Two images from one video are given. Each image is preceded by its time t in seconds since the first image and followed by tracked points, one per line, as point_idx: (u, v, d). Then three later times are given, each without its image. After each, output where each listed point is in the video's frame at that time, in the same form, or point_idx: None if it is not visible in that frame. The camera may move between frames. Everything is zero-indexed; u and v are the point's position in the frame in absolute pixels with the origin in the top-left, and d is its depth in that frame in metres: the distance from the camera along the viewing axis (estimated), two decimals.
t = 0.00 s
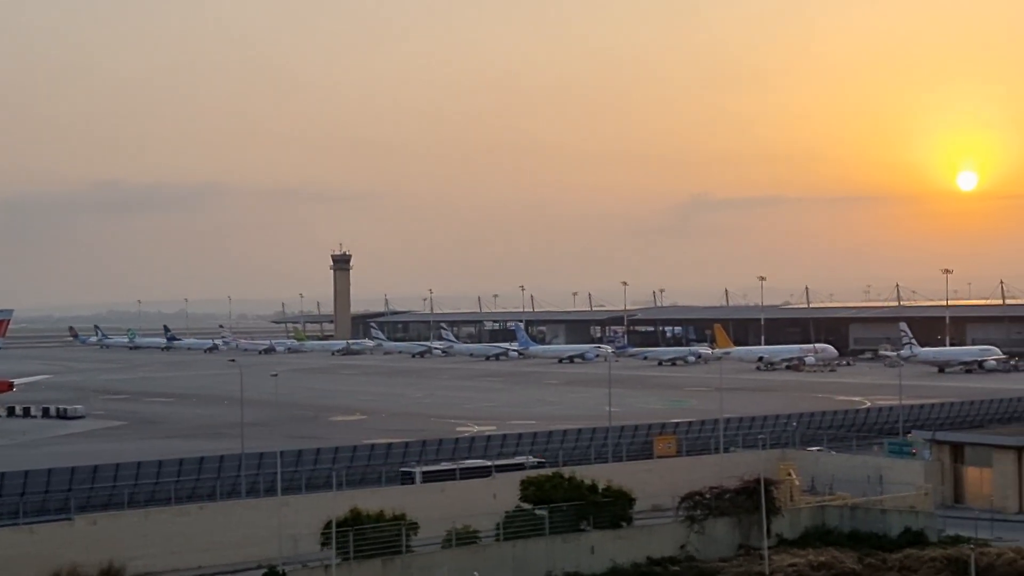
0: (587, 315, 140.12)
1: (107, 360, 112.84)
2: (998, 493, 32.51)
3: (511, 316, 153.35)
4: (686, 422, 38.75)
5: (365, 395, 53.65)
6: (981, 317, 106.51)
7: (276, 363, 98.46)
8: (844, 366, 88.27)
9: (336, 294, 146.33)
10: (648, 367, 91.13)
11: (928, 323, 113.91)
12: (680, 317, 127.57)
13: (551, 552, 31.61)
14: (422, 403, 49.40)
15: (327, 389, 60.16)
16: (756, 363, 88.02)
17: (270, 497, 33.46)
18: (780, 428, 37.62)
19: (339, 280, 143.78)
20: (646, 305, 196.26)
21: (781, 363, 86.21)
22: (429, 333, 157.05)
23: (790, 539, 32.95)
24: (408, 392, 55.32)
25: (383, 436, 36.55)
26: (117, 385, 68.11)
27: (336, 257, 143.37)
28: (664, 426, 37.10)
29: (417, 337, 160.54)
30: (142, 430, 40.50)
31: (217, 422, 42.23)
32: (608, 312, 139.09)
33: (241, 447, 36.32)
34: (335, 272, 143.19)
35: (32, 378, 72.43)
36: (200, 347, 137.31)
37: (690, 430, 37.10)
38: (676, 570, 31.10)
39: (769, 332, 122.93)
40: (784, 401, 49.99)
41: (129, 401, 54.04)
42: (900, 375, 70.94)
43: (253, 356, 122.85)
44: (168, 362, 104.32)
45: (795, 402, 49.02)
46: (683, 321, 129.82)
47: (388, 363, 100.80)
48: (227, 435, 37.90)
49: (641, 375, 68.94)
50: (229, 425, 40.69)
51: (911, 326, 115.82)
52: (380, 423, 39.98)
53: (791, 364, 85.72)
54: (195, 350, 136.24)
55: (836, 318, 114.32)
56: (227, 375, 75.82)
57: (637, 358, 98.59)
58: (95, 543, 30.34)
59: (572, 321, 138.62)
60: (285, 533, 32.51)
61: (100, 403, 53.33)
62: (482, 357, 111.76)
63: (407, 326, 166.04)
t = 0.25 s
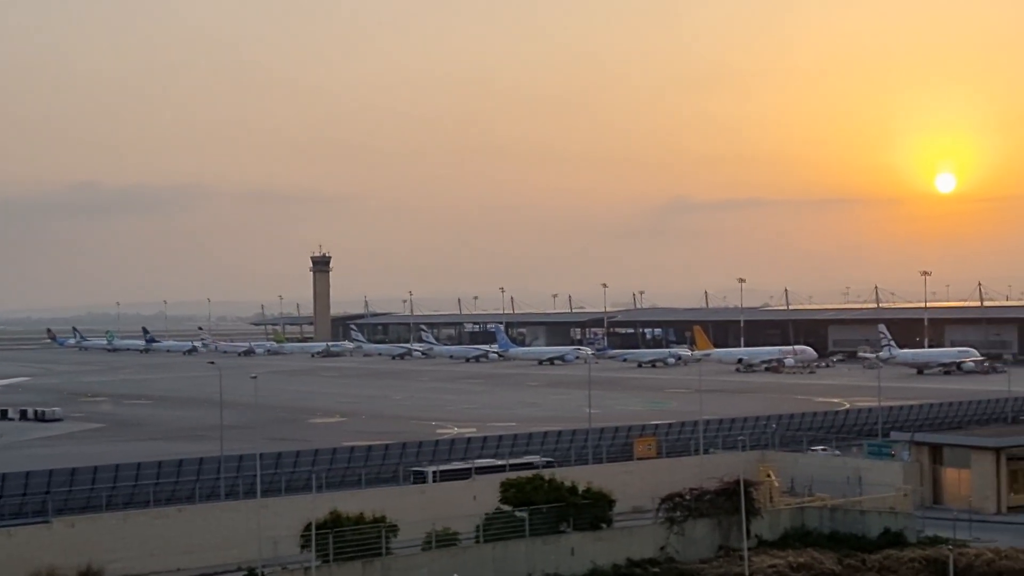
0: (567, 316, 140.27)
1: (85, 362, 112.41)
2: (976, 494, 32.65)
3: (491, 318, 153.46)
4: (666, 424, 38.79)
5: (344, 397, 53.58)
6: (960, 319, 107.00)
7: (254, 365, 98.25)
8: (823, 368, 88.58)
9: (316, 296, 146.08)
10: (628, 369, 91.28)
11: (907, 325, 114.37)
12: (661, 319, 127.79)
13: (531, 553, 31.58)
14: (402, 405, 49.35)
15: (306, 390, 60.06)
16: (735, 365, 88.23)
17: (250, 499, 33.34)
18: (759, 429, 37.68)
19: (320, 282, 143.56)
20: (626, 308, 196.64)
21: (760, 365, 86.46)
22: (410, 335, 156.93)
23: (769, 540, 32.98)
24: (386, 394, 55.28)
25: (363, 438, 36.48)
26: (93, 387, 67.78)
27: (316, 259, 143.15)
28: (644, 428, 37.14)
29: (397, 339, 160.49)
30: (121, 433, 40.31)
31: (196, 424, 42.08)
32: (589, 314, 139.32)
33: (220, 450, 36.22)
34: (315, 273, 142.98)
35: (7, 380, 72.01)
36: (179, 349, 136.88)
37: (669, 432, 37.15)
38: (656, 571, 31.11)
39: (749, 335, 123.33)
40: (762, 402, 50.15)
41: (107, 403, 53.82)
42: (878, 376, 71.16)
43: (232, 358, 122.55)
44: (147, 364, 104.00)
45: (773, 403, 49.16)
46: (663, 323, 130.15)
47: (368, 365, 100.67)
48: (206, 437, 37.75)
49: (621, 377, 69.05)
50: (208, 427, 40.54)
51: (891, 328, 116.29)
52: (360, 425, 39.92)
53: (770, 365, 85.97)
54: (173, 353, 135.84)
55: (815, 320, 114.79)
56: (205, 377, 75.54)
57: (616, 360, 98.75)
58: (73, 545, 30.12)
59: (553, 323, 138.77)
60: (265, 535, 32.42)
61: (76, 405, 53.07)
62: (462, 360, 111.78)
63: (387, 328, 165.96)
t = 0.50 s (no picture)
0: (547, 318, 140.37)
1: (63, 364, 111.90)
2: (954, 496, 32.79)
3: (471, 320, 153.51)
4: (646, 426, 38.85)
5: (324, 399, 53.52)
6: (938, 321, 107.44)
7: (231, 368, 97.99)
8: (802, 370, 88.87)
9: (295, 298, 145.75)
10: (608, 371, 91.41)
11: (886, 327, 114.83)
12: (641, 321, 128.02)
13: (511, 556, 31.55)
14: (381, 407, 49.28)
15: (284, 393, 59.90)
16: (715, 367, 88.45)
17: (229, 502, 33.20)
18: (739, 432, 37.77)
19: (300, 284, 143.37)
20: (606, 310, 197.06)
21: (739, 367, 86.70)
22: (390, 337, 156.83)
23: (749, 542, 33.00)
24: (365, 396, 55.18)
25: (342, 441, 36.40)
26: (70, 390, 67.42)
27: (295, 261, 142.83)
28: (623, 431, 37.19)
29: (377, 341, 160.34)
30: (99, 436, 40.10)
31: (175, 427, 41.91)
32: (569, 316, 139.49)
33: (199, 453, 36.14)
34: (295, 275, 142.66)
35: None
36: (158, 352, 136.37)
37: (649, 434, 37.20)
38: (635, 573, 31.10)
39: (728, 337, 123.74)
40: (741, 404, 50.29)
41: (84, 406, 53.55)
42: (855, 379, 71.44)
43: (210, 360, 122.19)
44: (125, 367, 103.62)
45: (752, 406, 49.30)
46: (643, 326, 130.44)
47: (347, 368, 100.48)
48: (185, 441, 37.60)
49: (601, 379, 69.17)
50: (187, 431, 40.38)
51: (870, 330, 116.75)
52: (340, 428, 39.84)
53: (750, 367, 86.22)
54: (152, 355, 135.33)
55: (794, 322, 115.24)
56: (183, 380, 75.24)
57: (596, 362, 98.89)
58: (51, 549, 29.84)
59: (533, 326, 138.88)
60: (244, 539, 32.26)
61: (52, 408, 52.78)
62: (442, 362, 111.74)
63: (367, 330, 165.84)
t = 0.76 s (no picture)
0: (526, 320, 140.51)
1: (40, 366, 111.40)
2: (932, 497, 32.93)
3: (450, 322, 153.59)
4: (625, 428, 38.90)
5: (303, 401, 53.48)
6: (917, 323, 108.05)
7: (209, 369, 97.69)
8: (781, 371, 89.21)
9: (274, 300, 145.45)
10: (587, 373, 91.56)
11: (865, 329, 115.41)
12: (621, 323, 128.34)
13: (490, 558, 31.53)
14: (360, 409, 49.24)
15: (263, 394, 59.77)
16: (694, 369, 88.73)
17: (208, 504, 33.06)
18: (718, 434, 37.86)
19: (279, 286, 143.19)
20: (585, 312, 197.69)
21: (719, 369, 86.97)
22: (369, 339, 156.83)
23: (728, 544, 33.03)
24: (344, 398, 55.11)
25: (322, 443, 36.34)
26: (47, 392, 67.07)
27: (275, 262, 142.51)
28: (603, 432, 37.24)
29: (356, 343, 160.20)
30: (78, 438, 39.90)
31: (154, 429, 41.75)
32: (549, 318, 139.69)
33: (177, 454, 36.03)
34: (274, 277, 142.35)
35: None
36: (136, 353, 135.83)
37: (628, 436, 37.26)
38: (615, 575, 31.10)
39: (707, 339, 124.15)
40: (719, 405, 50.45)
41: (61, 407, 53.29)
42: (832, 380, 71.80)
43: (189, 362, 121.76)
44: (103, 368, 103.16)
45: (730, 407, 49.46)
46: (622, 327, 130.75)
47: (326, 369, 100.31)
48: (164, 442, 37.43)
49: (580, 380, 69.30)
50: (166, 433, 40.25)
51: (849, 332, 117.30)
52: (319, 430, 39.79)
53: (729, 369, 86.48)
54: (130, 357, 134.79)
55: (773, 324, 115.73)
56: (160, 381, 74.95)
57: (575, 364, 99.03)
58: (28, 551, 29.53)
59: (512, 327, 139.05)
60: (223, 541, 32.15)
61: (28, 410, 52.49)
62: (422, 364, 111.73)
63: (346, 331, 165.70)
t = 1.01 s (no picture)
0: (510, 322, 140.75)
1: (23, 369, 111.06)
2: (915, 498, 33.00)
3: (434, 324, 153.73)
4: (610, 430, 38.95)
5: (286, 404, 53.43)
6: (900, 325, 108.45)
7: (191, 371, 97.50)
8: (764, 373, 89.48)
9: (258, 302, 145.28)
10: (571, 375, 91.72)
11: (849, 331, 115.78)
12: (605, 325, 128.56)
13: (474, 560, 31.50)
14: (344, 412, 49.23)
15: (246, 397, 59.71)
16: (678, 371, 88.90)
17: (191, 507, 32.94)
18: (701, 435, 37.92)
19: (263, 288, 143.04)
20: (568, 313, 198.10)
21: (702, 371, 87.22)
22: (353, 341, 156.80)
23: (712, 546, 33.04)
24: (328, 400, 55.11)
25: (306, 445, 36.30)
26: (28, 395, 66.90)
27: (258, 264, 142.38)
28: (587, 434, 37.28)
29: (340, 345, 160.23)
30: (61, 441, 39.78)
31: (137, 432, 41.67)
32: (532, 320, 139.95)
33: (160, 457, 35.92)
34: (258, 279, 142.20)
35: None
36: (119, 355, 135.53)
37: (613, 438, 37.30)
38: None
39: (691, 341, 124.53)
40: (703, 408, 50.59)
41: (43, 411, 53.15)
42: (813, 383, 72.02)
43: (172, 365, 121.61)
44: (86, 371, 102.86)
45: (714, 409, 49.58)
46: (605, 330, 131.07)
47: (309, 372, 100.24)
48: (147, 446, 37.33)
49: (564, 382, 69.49)
50: (149, 436, 40.17)
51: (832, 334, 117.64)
52: (304, 432, 39.74)
53: (713, 371, 86.73)
54: (112, 360, 134.50)
55: (756, 327, 116.13)
56: (143, 385, 74.92)
57: (559, 366, 99.21)
58: (10, 554, 29.30)
59: (496, 329, 139.26)
60: (206, 544, 32.02)
61: (9, 414, 52.33)
62: (405, 366, 111.73)
63: (330, 334, 165.73)
